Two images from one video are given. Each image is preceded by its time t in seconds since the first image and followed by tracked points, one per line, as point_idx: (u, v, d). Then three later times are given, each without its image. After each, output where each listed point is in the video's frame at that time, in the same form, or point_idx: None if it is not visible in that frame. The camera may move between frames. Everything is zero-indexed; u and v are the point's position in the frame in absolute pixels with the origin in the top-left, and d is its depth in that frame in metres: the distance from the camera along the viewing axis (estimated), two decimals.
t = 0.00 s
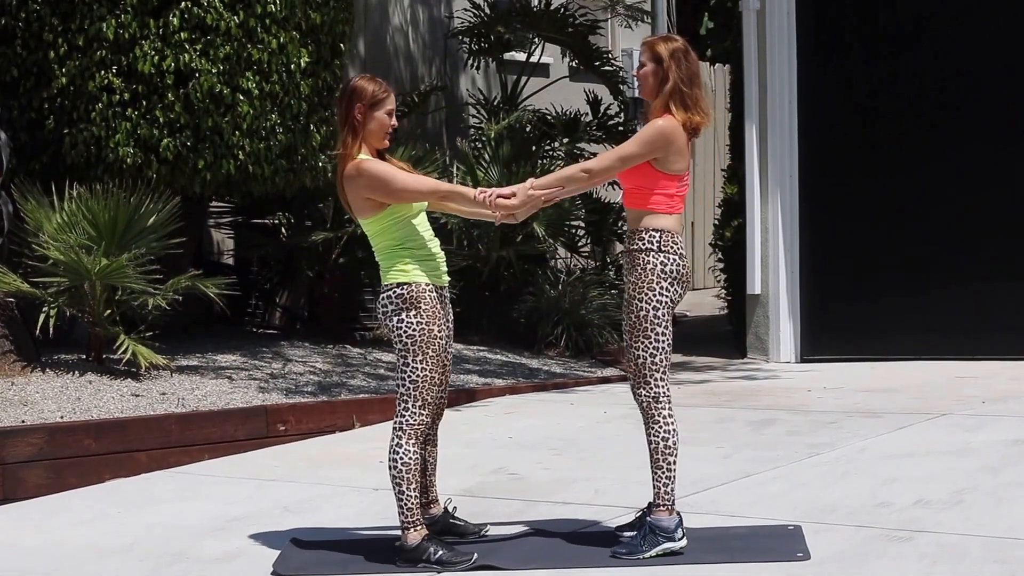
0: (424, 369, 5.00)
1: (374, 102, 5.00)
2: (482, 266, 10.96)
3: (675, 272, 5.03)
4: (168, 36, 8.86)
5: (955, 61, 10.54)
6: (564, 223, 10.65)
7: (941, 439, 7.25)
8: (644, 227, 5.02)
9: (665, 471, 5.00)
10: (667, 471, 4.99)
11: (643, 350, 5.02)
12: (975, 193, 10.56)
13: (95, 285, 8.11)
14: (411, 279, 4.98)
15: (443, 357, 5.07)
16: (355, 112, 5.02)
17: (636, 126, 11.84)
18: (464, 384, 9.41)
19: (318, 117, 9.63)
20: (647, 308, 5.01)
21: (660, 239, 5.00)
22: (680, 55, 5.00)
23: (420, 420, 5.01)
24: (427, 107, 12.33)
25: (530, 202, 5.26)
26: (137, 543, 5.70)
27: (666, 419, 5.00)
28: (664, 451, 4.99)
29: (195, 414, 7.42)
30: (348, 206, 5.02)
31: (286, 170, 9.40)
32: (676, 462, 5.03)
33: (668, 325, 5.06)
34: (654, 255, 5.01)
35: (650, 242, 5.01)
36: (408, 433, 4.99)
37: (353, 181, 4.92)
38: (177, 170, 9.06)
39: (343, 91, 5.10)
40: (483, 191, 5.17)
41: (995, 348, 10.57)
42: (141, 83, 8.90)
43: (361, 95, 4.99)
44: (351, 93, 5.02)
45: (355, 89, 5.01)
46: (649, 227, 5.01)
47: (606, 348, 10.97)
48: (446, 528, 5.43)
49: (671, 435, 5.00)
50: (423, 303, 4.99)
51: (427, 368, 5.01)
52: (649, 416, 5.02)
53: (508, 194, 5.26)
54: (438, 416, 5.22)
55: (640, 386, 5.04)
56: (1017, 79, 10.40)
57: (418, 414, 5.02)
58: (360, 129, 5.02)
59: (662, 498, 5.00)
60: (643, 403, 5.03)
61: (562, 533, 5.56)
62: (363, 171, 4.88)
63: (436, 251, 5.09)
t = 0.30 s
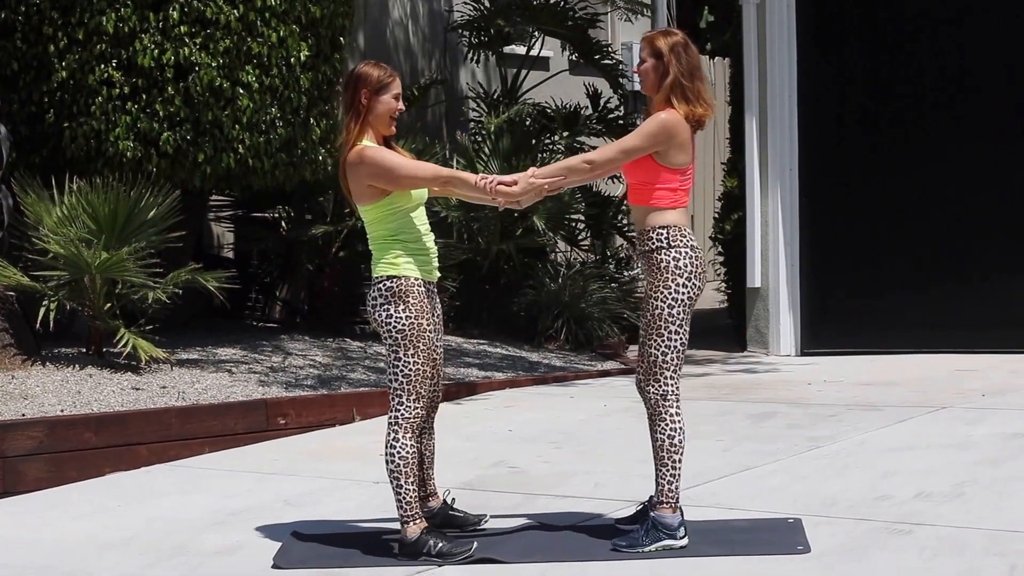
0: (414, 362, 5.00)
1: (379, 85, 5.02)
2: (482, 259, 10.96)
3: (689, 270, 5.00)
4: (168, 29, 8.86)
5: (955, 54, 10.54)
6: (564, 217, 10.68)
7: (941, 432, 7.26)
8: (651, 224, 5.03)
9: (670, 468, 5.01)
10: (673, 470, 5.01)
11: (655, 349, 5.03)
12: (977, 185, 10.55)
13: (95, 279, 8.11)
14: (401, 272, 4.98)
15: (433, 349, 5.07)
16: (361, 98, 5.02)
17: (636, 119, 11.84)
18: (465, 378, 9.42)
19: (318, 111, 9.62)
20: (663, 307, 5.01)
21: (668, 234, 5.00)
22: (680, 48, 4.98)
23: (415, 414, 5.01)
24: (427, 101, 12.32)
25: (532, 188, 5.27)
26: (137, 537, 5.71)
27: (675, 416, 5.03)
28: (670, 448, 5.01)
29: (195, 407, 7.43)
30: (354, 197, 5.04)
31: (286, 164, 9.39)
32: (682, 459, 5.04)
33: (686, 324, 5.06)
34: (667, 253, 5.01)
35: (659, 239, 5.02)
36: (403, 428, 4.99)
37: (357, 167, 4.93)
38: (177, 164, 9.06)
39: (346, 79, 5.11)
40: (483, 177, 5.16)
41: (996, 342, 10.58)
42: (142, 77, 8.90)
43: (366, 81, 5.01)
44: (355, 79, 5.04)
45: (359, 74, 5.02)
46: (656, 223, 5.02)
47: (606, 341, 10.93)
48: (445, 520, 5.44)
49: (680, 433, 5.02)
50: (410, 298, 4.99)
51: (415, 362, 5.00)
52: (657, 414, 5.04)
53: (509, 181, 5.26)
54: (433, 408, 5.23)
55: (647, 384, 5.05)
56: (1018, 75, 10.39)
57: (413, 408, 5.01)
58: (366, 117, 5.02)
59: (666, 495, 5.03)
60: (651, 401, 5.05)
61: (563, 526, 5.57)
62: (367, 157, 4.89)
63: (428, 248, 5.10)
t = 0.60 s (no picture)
0: (394, 376, 4.98)
1: (453, 162, 5.04)
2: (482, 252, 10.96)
3: (746, 340, 4.99)
4: (168, 23, 8.86)
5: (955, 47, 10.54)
6: (564, 210, 10.75)
7: (941, 426, 7.27)
8: (710, 297, 5.04)
9: (655, 471, 4.95)
10: (656, 473, 4.95)
11: (660, 366, 4.98)
12: (977, 178, 10.56)
13: (95, 272, 8.12)
14: (352, 331, 5.05)
15: (406, 368, 5.07)
16: (435, 171, 5.03)
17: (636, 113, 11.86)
18: (465, 371, 9.43)
19: (318, 104, 9.61)
20: (704, 351, 4.98)
21: (728, 303, 5.01)
22: (710, 119, 5.04)
23: (445, 412, 4.95)
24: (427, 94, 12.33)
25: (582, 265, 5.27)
26: (138, 530, 5.72)
27: (646, 424, 4.93)
28: (646, 451, 4.93)
29: (195, 400, 7.44)
30: (385, 252, 4.99)
31: (286, 157, 9.39)
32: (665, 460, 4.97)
33: (699, 381, 5.02)
34: (728, 319, 5.01)
35: (719, 308, 5.02)
36: (433, 426, 4.93)
37: (404, 232, 4.91)
38: (177, 158, 9.06)
39: (422, 147, 5.12)
40: (534, 251, 5.15)
41: (996, 335, 10.60)
42: (142, 71, 8.89)
43: (443, 155, 5.02)
44: (432, 151, 5.05)
45: (437, 147, 5.03)
46: (715, 294, 5.03)
47: (605, 334, 11.03)
48: (445, 515, 5.46)
49: (655, 439, 4.93)
50: (356, 346, 5.03)
51: (385, 388, 4.98)
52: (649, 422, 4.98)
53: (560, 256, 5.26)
54: (462, 403, 5.16)
55: (622, 383, 4.98)
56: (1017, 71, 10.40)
57: (441, 405, 4.96)
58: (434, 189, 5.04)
59: (661, 493, 5.01)
60: (617, 404, 4.95)
61: (564, 520, 5.58)
62: (423, 228, 4.88)
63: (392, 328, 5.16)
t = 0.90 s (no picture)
0: (404, 390, 5.04)
1: (448, 205, 5.06)
2: (481, 245, 10.96)
3: (743, 446, 5.00)
4: (168, 17, 8.87)
5: (955, 41, 10.54)
6: (564, 204, 10.65)
7: (941, 419, 7.28)
8: (723, 399, 5.08)
9: (649, 470, 4.95)
10: (653, 470, 4.95)
11: (669, 405, 4.97)
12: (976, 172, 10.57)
13: (95, 266, 8.13)
14: (358, 366, 5.08)
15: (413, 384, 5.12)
16: (433, 217, 5.06)
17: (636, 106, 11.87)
18: (465, 365, 9.44)
19: (318, 97, 9.61)
20: (707, 430, 4.97)
21: (739, 411, 5.06)
22: (734, 230, 5.02)
23: (462, 408, 4.98)
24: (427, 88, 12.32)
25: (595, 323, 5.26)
26: (138, 524, 5.73)
27: (640, 427, 4.94)
28: (640, 449, 4.93)
29: (195, 393, 7.45)
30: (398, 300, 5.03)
31: (286, 151, 9.39)
32: (658, 458, 4.96)
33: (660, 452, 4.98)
34: (735, 424, 5.04)
35: (729, 411, 5.07)
36: (450, 422, 4.95)
37: (417, 282, 4.95)
38: (177, 151, 9.06)
39: (416, 198, 5.16)
40: (551, 306, 5.19)
41: (995, 329, 10.61)
42: (142, 64, 8.89)
43: (437, 201, 5.05)
44: (426, 199, 5.08)
45: (432, 195, 5.07)
46: (728, 398, 5.08)
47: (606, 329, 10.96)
48: (448, 508, 5.48)
49: (649, 438, 4.94)
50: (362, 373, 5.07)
51: (397, 407, 5.02)
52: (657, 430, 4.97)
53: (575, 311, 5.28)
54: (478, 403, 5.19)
55: (623, 383, 5.01)
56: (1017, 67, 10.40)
57: (459, 401, 4.99)
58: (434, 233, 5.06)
59: (658, 488, 5.02)
60: (613, 404, 4.95)
61: (565, 514, 5.60)
62: (433, 275, 4.92)
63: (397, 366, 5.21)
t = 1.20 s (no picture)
0: (397, 344, 5.00)
1: (403, 75, 5.05)
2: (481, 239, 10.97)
3: (742, 294, 5.02)
4: (168, 10, 8.86)
5: (954, 35, 10.53)
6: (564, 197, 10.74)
7: (941, 412, 7.29)
8: (706, 251, 5.07)
9: (658, 452, 5.00)
10: (661, 454, 5.00)
11: (663, 339, 5.01)
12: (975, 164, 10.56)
13: (95, 260, 8.13)
14: (369, 264, 5.04)
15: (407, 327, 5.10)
16: (389, 91, 5.05)
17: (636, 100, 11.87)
18: (465, 358, 9.45)
19: (318, 91, 9.60)
20: (704, 313, 5.01)
21: (726, 258, 5.04)
22: (722, 75, 5.02)
23: (427, 392, 5.01)
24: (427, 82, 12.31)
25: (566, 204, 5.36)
26: (139, 517, 5.74)
27: (656, 404, 5.01)
28: (654, 432, 4.99)
29: (195, 387, 7.46)
30: (377, 182, 5.02)
31: (286, 144, 9.39)
32: (669, 442, 5.03)
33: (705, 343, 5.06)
34: (724, 275, 5.04)
35: (715, 261, 5.05)
36: (415, 406, 4.99)
37: (391, 158, 4.92)
38: (177, 145, 9.06)
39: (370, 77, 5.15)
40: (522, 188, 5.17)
41: (994, 322, 10.63)
42: (141, 58, 8.89)
43: (391, 73, 5.04)
44: (379, 76, 5.07)
45: (383, 70, 5.05)
46: (711, 249, 5.06)
47: (606, 321, 10.99)
48: (446, 501, 5.48)
49: (663, 418, 5.00)
50: (369, 290, 5.03)
51: (390, 346, 5.01)
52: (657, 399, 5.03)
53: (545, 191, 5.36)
54: (444, 387, 5.23)
55: (630, 358, 5.03)
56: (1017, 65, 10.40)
57: (424, 386, 5.01)
58: (395, 108, 5.05)
59: (662, 478, 5.05)
60: (628, 383, 5.00)
61: (563, 507, 5.60)
62: (403, 147, 4.88)
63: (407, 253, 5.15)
